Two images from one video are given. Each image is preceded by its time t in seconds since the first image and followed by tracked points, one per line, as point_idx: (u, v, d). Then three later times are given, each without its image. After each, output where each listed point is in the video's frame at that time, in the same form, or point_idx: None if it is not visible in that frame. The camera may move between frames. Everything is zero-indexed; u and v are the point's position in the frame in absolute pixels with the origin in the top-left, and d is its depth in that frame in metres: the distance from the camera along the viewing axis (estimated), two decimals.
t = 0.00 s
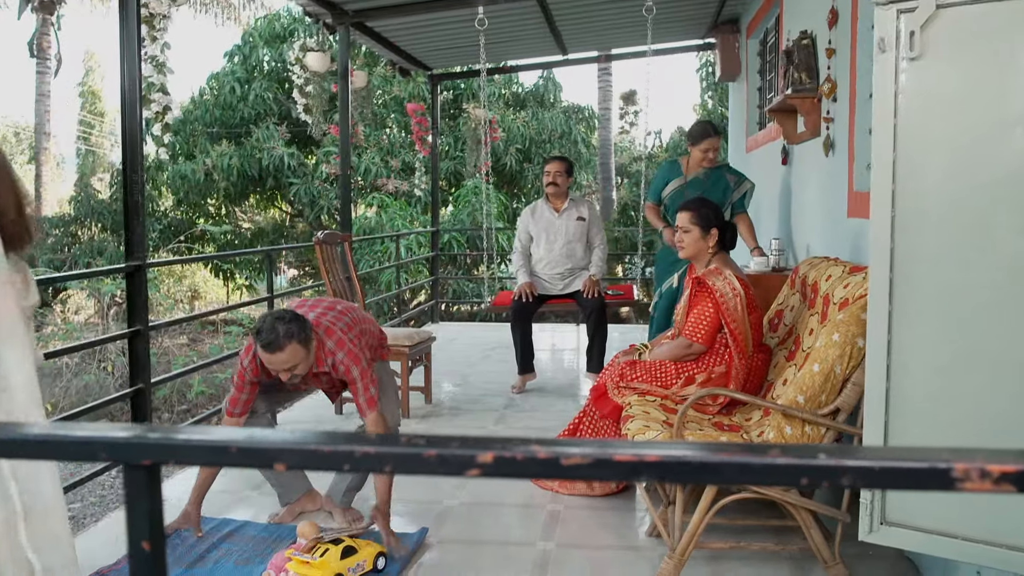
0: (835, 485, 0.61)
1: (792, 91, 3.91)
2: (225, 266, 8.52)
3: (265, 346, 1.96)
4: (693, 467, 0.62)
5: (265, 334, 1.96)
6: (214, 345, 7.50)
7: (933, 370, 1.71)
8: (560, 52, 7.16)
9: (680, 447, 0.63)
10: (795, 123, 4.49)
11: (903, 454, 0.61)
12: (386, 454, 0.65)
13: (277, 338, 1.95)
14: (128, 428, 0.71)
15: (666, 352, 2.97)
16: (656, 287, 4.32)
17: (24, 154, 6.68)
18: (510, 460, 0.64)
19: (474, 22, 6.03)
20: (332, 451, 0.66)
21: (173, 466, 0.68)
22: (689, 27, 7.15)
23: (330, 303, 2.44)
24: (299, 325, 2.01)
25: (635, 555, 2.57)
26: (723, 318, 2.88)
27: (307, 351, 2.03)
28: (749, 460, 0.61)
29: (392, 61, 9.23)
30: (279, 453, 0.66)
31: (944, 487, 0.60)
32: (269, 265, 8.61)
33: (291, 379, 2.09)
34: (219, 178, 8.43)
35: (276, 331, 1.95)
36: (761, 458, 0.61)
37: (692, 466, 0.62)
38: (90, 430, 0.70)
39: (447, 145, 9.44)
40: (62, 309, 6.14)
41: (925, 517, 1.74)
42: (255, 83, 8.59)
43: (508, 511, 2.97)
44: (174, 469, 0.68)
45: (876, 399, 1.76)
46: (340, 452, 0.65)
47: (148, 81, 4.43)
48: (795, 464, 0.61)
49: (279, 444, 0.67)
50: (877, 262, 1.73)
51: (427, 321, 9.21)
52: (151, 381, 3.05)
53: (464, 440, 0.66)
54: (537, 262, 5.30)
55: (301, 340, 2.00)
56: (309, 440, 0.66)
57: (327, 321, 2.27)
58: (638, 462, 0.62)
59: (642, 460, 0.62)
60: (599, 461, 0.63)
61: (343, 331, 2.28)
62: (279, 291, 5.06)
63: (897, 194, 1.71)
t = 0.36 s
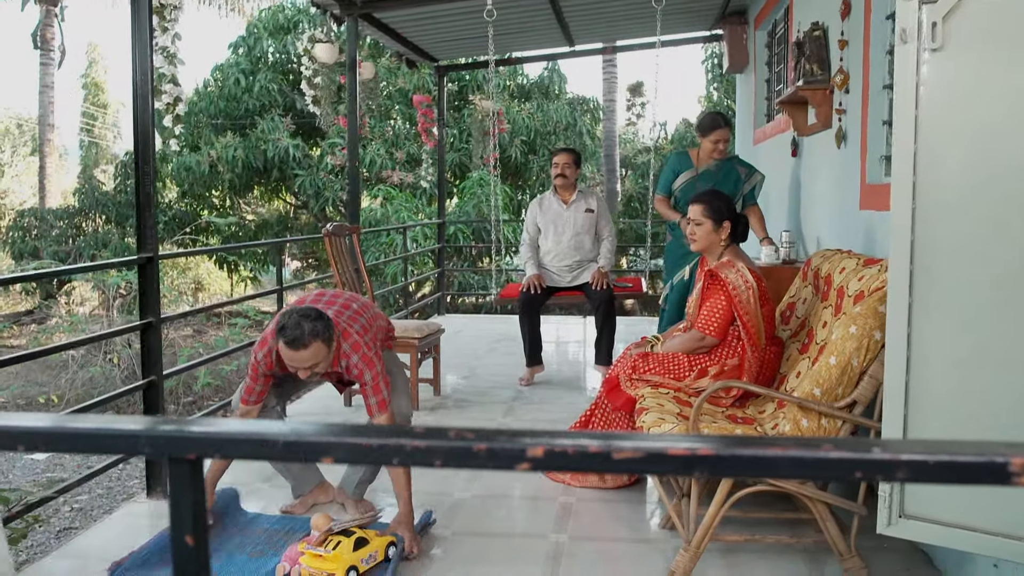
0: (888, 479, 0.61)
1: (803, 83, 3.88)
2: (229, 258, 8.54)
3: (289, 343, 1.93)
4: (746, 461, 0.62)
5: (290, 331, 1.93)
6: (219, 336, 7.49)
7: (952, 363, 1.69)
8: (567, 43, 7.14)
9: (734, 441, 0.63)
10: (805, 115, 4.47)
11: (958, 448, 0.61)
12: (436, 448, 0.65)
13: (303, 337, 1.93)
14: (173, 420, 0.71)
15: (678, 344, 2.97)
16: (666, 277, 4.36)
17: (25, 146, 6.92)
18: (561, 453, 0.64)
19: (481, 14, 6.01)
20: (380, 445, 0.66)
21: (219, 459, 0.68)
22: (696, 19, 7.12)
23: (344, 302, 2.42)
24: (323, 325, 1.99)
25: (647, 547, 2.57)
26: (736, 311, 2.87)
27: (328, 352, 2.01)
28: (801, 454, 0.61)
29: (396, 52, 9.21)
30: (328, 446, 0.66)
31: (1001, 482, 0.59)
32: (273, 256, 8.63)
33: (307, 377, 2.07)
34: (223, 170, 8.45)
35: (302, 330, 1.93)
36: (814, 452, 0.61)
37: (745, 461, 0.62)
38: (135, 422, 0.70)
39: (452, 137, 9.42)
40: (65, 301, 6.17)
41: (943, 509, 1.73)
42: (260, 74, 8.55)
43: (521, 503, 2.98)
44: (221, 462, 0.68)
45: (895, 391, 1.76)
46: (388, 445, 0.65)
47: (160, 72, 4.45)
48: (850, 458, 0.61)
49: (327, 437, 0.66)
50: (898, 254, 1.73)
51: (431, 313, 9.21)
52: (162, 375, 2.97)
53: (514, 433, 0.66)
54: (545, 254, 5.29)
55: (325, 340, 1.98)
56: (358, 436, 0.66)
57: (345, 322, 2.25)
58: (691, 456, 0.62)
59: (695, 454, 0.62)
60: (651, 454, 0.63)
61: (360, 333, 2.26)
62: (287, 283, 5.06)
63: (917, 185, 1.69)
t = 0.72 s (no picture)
0: (931, 478, 0.61)
1: (806, 82, 3.88)
2: (226, 256, 8.53)
3: (303, 333, 1.92)
4: (791, 460, 0.61)
5: (304, 321, 1.92)
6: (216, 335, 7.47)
7: (960, 361, 1.68)
8: (566, 42, 7.13)
9: (777, 441, 0.62)
10: (806, 113, 4.47)
11: (1004, 448, 0.61)
12: (478, 448, 0.64)
13: (318, 326, 1.92)
14: (208, 421, 0.71)
15: (683, 343, 2.97)
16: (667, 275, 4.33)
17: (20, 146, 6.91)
18: (604, 453, 0.63)
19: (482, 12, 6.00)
20: (420, 445, 0.66)
21: (256, 460, 0.68)
22: (695, 17, 7.11)
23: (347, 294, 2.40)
24: (336, 314, 1.98)
25: (654, 546, 2.58)
26: (741, 309, 2.87)
27: (341, 342, 2.01)
28: (847, 454, 0.61)
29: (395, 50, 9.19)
30: (368, 447, 0.66)
31: None
32: (269, 254, 8.62)
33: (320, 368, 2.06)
34: (220, 168, 8.43)
35: (317, 319, 1.92)
36: (860, 452, 0.61)
37: (788, 459, 0.61)
38: (172, 422, 0.70)
39: (451, 135, 9.40)
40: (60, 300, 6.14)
41: (954, 508, 1.73)
42: (257, 72, 8.53)
43: (526, 502, 2.97)
44: (258, 463, 0.67)
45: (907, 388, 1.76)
46: (429, 446, 0.65)
47: (162, 70, 4.46)
48: (896, 458, 0.61)
49: (367, 439, 0.66)
50: (910, 253, 1.73)
51: (428, 312, 9.19)
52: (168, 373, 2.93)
53: (555, 433, 0.66)
54: (545, 253, 5.28)
55: (339, 329, 1.97)
56: (397, 437, 0.66)
57: (353, 312, 2.24)
58: (736, 456, 0.62)
59: (742, 454, 0.62)
60: (696, 455, 0.62)
61: (368, 324, 2.26)
62: (288, 282, 5.05)
63: (929, 183, 1.69)
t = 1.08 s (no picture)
0: (965, 477, 0.61)
1: (800, 82, 3.89)
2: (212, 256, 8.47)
3: (316, 347, 1.91)
4: (828, 461, 0.61)
5: (317, 335, 1.91)
6: (204, 336, 7.43)
7: (961, 361, 1.69)
8: (556, 42, 7.13)
9: (812, 442, 0.62)
10: (798, 113, 4.48)
11: None
12: (514, 451, 0.64)
13: (331, 340, 1.90)
14: (235, 424, 0.70)
15: (680, 343, 2.98)
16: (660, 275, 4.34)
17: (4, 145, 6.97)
18: (641, 454, 0.63)
19: (473, 12, 5.99)
20: (455, 447, 0.65)
21: (289, 463, 0.68)
22: (684, 17, 7.13)
23: (341, 301, 2.38)
24: (346, 327, 1.97)
25: (652, 546, 2.58)
26: (738, 309, 2.88)
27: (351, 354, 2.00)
28: (884, 454, 0.61)
29: (384, 50, 9.16)
30: (402, 451, 0.66)
31: None
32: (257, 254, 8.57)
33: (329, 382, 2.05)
34: (207, 168, 8.39)
35: (329, 333, 1.91)
36: (897, 453, 0.60)
37: (826, 460, 0.61)
38: (199, 426, 0.70)
39: (440, 135, 9.37)
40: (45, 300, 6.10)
41: (956, 507, 1.74)
42: (245, 72, 8.49)
43: (524, 503, 2.97)
44: (290, 466, 0.67)
45: (908, 387, 1.77)
46: (464, 449, 0.65)
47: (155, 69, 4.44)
48: (933, 458, 0.60)
49: (401, 442, 0.66)
50: (912, 253, 1.74)
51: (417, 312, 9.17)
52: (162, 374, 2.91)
53: (590, 436, 0.66)
54: (537, 253, 5.28)
55: (350, 341, 1.96)
56: (432, 439, 0.65)
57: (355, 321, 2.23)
58: (774, 457, 0.62)
59: (780, 456, 0.62)
60: (732, 456, 0.62)
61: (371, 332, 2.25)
62: (280, 282, 5.02)
63: (930, 184, 1.70)
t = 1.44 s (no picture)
0: (994, 476, 0.61)
1: (786, 83, 3.91)
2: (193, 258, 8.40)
3: (313, 339, 1.89)
4: (859, 459, 0.62)
5: (314, 327, 1.89)
6: (186, 338, 7.37)
7: (956, 360, 1.70)
8: (540, 42, 7.13)
9: (842, 442, 0.63)
10: (784, 113, 4.51)
11: None
12: (544, 452, 0.64)
13: (329, 333, 1.89)
14: (258, 428, 0.70)
15: (670, 342, 2.99)
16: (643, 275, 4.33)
17: None
18: (673, 456, 0.63)
19: (458, 12, 5.98)
20: (485, 450, 0.65)
21: (316, 467, 0.68)
22: (668, 18, 7.15)
23: (336, 284, 2.35)
24: (344, 318, 1.96)
25: (646, 546, 2.58)
26: (727, 308, 2.89)
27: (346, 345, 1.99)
28: (915, 453, 0.61)
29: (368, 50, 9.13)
30: (432, 454, 0.66)
31: None
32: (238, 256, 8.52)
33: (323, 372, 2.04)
34: (189, 169, 8.32)
35: (328, 325, 1.89)
36: (928, 452, 0.61)
37: (856, 459, 0.62)
38: (223, 431, 0.69)
39: (423, 135, 9.34)
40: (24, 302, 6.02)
41: (949, 505, 1.76)
42: (226, 72, 8.42)
43: (516, 504, 2.97)
44: (319, 470, 0.67)
45: (903, 386, 1.78)
46: (494, 450, 0.65)
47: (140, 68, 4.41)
48: (963, 456, 0.61)
49: (430, 445, 0.66)
50: (906, 253, 1.75)
51: (401, 312, 9.13)
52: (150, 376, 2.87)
53: (619, 437, 0.66)
54: (524, 253, 5.27)
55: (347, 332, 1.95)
56: (462, 442, 0.65)
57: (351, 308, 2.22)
58: (805, 457, 0.62)
59: (812, 455, 0.62)
60: (762, 456, 0.63)
61: (366, 319, 2.24)
62: (267, 283, 4.99)
63: (924, 184, 1.72)
